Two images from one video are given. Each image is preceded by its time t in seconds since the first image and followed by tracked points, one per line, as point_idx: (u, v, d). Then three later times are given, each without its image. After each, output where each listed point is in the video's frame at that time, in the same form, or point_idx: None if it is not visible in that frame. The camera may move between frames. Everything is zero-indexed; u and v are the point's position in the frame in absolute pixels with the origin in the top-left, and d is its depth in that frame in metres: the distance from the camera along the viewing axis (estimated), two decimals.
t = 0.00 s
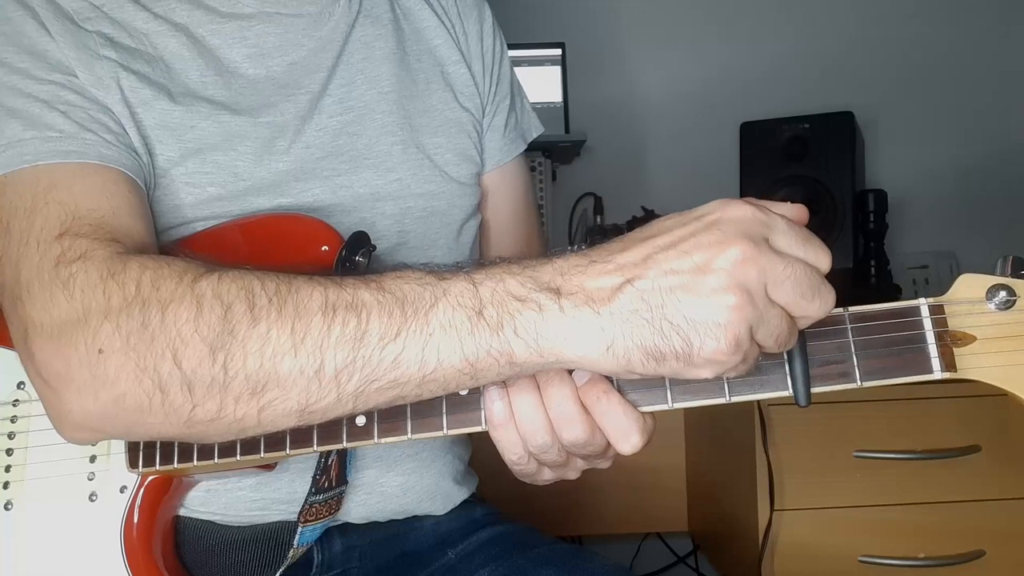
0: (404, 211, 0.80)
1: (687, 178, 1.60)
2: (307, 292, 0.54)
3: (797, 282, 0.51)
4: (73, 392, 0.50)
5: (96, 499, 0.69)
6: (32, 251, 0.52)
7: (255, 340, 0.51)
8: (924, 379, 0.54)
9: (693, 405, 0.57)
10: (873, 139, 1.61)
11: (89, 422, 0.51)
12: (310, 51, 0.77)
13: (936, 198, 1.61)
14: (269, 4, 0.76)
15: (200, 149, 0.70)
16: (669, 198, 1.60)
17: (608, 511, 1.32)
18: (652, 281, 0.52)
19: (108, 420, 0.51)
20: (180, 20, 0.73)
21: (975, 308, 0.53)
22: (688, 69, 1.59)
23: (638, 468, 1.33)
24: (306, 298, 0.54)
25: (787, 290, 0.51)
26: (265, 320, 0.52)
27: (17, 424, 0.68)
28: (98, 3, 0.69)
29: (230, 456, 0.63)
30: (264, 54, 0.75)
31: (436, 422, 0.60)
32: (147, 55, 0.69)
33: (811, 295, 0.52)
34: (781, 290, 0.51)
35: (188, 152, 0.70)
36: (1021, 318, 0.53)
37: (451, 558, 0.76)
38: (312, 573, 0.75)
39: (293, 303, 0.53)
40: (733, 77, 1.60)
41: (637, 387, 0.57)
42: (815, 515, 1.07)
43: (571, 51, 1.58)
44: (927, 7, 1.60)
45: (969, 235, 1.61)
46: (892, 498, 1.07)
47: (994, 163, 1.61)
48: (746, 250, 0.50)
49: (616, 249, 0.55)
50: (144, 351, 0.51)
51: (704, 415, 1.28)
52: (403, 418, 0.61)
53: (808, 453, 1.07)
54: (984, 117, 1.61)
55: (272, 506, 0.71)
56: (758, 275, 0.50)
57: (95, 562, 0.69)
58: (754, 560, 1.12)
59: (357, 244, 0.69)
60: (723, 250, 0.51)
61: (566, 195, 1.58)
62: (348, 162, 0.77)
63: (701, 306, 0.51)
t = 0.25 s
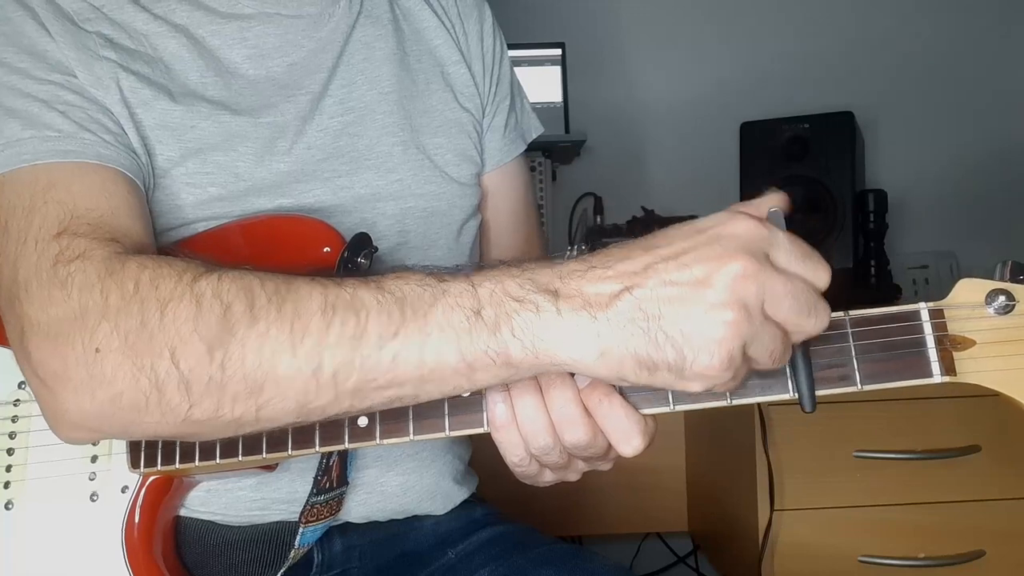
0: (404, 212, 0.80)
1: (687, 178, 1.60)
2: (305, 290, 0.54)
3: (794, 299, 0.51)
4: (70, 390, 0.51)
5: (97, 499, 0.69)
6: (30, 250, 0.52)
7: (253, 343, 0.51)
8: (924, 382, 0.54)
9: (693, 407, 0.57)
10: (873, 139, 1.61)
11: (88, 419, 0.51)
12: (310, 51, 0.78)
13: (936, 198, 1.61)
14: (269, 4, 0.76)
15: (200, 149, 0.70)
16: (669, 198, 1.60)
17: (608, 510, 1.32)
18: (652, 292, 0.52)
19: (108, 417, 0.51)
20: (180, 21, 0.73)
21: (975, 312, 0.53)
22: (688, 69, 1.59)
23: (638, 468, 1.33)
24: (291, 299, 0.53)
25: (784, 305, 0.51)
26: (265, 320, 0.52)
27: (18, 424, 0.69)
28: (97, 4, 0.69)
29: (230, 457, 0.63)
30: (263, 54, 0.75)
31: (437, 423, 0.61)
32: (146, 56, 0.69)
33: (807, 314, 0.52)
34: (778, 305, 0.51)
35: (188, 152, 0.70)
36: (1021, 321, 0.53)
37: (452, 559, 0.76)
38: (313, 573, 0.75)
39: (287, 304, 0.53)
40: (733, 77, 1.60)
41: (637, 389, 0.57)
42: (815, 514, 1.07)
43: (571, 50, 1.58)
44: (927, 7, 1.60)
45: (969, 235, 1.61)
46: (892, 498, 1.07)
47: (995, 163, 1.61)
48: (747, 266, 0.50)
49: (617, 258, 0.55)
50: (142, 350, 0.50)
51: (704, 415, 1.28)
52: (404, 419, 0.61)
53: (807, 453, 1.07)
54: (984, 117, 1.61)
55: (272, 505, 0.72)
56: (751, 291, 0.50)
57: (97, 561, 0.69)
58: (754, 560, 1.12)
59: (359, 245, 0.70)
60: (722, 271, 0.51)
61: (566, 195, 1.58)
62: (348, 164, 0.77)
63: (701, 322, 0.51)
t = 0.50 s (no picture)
0: (406, 214, 0.80)
1: (687, 178, 1.60)
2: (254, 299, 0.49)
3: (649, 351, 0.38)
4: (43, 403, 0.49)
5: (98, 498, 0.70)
6: None
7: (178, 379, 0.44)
8: (924, 382, 0.54)
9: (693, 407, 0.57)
10: (873, 139, 1.61)
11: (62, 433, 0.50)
12: (310, 52, 0.78)
13: (936, 198, 1.61)
14: (268, 5, 0.77)
15: (198, 150, 0.71)
16: (669, 198, 1.60)
17: (608, 510, 1.33)
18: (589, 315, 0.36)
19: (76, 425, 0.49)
20: (177, 22, 0.74)
21: (974, 311, 0.53)
22: (688, 69, 1.59)
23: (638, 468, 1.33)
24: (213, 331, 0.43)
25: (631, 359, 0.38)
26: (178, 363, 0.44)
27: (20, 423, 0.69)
28: (93, 9, 0.71)
29: (231, 457, 0.63)
30: (261, 54, 0.76)
31: (437, 423, 0.61)
32: (141, 61, 0.71)
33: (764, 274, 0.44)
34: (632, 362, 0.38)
35: (186, 152, 0.70)
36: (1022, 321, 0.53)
37: (452, 558, 0.76)
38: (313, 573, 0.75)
39: (202, 336, 0.43)
40: (732, 78, 1.60)
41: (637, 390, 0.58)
42: (814, 514, 1.08)
43: (571, 50, 1.58)
44: (928, 7, 1.60)
45: (969, 235, 1.61)
46: (891, 498, 1.07)
47: (994, 163, 1.61)
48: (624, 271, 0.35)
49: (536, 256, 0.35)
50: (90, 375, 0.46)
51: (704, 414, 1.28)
52: (404, 419, 0.61)
53: (807, 454, 1.07)
54: (984, 117, 1.61)
55: (273, 505, 0.71)
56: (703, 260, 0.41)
57: (98, 560, 0.70)
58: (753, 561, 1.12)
59: (359, 245, 0.70)
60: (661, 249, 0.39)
61: (566, 195, 1.58)
62: (349, 166, 0.77)
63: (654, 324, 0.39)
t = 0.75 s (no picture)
0: (405, 216, 0.80)
1: (687, 178, 1.60)
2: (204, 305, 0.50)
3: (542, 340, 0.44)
4: (6, 416, 0.48)
5: (96, 499, 0.70)
6: None
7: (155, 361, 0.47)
8: (923, 382, 0.54)
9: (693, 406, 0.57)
10: (873, 138, 1.61)
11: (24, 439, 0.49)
12: (304, 54, 0.78)
13: (936, 198, 1.61)
14: (261, 6, 0.77)
15: (186, 156, 0.71)
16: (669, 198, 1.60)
17: (608, 511, 1.32)
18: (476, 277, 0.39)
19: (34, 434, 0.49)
20: (169, 26, 0.74)
21: (975, 311, 0.53)
22: (688, 69, 1.59)
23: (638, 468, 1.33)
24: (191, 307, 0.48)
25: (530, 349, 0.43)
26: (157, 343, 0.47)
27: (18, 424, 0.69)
28: (83, 14, 0.71)
29: (230, 456, 0.63)
30: (254, 56, 0.76)
31: (435, 424, 0.61)
32: (128, 71, 0.71)
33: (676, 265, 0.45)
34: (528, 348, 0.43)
35: (173, 159, 0.70)
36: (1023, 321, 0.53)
37: (452, 559, 0.76)
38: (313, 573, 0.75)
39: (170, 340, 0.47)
40: (731, 78, 1.60)
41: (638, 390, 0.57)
42: (814, 514, 1.07)
43: (570, 50, 1.58)
44: (927, 7, 1.60)
45: (969, 235, 1.61)
46: (892, 499, 1.07)
47: (994, 163, 1.61)
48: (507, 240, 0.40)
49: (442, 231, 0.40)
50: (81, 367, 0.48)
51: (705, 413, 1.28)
52: (403, 419, 0.61)
53: (807, 454, 1.07)
54: (984, 117, 1.61)
55: (272, 504, 0.71)
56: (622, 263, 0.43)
57: (96, 561, 0.69)
58: (754, 561, 1.12)
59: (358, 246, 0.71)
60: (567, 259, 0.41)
61: (566, 196, 1.58)
62: (348, 171, 0.77)
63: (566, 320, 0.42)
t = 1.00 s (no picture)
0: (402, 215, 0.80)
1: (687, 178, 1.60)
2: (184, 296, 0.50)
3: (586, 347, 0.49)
4: None
5: (94, 498, 0.70)
6: None
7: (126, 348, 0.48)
8: (920, 377, 0.54)
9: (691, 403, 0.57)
10: (873, 138, 1.60)
11: (5, 448, 0.47)
12: (298, 53, 0.78)
13: (937, 198, 1.61)
14: (253, 7, 0.78)
15: (180, 157, 0.71)
16: (669, 199, 1.60)
17: (608, 512, 1.32)
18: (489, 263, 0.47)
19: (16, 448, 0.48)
20: (163, 27, 0.75)
21: (972, 305, 0.53)
22: (687, 69, 1.59)
23: (639, 468, 1.32)
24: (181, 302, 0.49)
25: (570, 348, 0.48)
26: (140, 339, 0.48)
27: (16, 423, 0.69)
28: (78, 13, 0.71)
29: (229, 456, 0.63)
30: (248, 57, 0.76)
31: (433, 422, 0.60)
32: (123, 70, 0.71)
33: (689, 290, 0.49)
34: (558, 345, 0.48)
35: (167, 159, 0.70)
36: (1020, 316, 0.52)
37: (451, 558, 0.76)
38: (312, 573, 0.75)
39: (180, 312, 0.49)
40: (731, 79, 1.60)
41: (636, 388, 0.58)
42: (814, 515, 1.07)
43: (570, 51, 1.58)
44: (927, 7, 1.60)
45: (970, 235, 1.61)
46: (892, 499, 1.07)
47: (994, 163, 1.61)
48: (599, 261, 0.47)
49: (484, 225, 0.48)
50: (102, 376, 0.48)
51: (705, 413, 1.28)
52: (401, 417, 0.61)
53: (808, 454, 1.07)
54: (983, 116, 1.61)
55: (270, 503, 0.71)
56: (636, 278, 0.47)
57: (94, 561, 0.69)
58: (754, 562, 1.12)
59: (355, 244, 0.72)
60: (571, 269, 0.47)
61: (566, 197, 1.58)
62: (344, 171, 0.77)
63: (565, 323, 0.47)
